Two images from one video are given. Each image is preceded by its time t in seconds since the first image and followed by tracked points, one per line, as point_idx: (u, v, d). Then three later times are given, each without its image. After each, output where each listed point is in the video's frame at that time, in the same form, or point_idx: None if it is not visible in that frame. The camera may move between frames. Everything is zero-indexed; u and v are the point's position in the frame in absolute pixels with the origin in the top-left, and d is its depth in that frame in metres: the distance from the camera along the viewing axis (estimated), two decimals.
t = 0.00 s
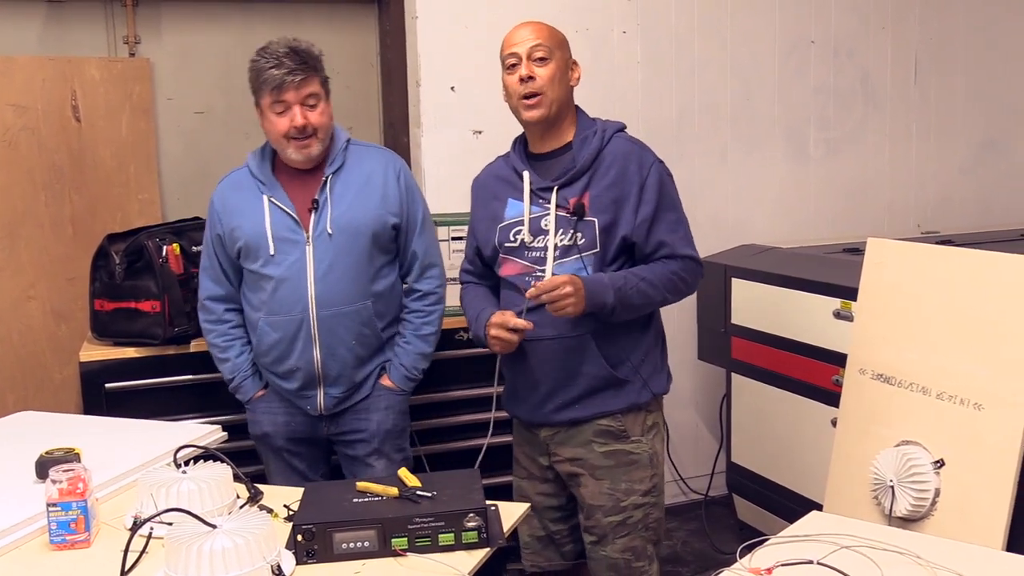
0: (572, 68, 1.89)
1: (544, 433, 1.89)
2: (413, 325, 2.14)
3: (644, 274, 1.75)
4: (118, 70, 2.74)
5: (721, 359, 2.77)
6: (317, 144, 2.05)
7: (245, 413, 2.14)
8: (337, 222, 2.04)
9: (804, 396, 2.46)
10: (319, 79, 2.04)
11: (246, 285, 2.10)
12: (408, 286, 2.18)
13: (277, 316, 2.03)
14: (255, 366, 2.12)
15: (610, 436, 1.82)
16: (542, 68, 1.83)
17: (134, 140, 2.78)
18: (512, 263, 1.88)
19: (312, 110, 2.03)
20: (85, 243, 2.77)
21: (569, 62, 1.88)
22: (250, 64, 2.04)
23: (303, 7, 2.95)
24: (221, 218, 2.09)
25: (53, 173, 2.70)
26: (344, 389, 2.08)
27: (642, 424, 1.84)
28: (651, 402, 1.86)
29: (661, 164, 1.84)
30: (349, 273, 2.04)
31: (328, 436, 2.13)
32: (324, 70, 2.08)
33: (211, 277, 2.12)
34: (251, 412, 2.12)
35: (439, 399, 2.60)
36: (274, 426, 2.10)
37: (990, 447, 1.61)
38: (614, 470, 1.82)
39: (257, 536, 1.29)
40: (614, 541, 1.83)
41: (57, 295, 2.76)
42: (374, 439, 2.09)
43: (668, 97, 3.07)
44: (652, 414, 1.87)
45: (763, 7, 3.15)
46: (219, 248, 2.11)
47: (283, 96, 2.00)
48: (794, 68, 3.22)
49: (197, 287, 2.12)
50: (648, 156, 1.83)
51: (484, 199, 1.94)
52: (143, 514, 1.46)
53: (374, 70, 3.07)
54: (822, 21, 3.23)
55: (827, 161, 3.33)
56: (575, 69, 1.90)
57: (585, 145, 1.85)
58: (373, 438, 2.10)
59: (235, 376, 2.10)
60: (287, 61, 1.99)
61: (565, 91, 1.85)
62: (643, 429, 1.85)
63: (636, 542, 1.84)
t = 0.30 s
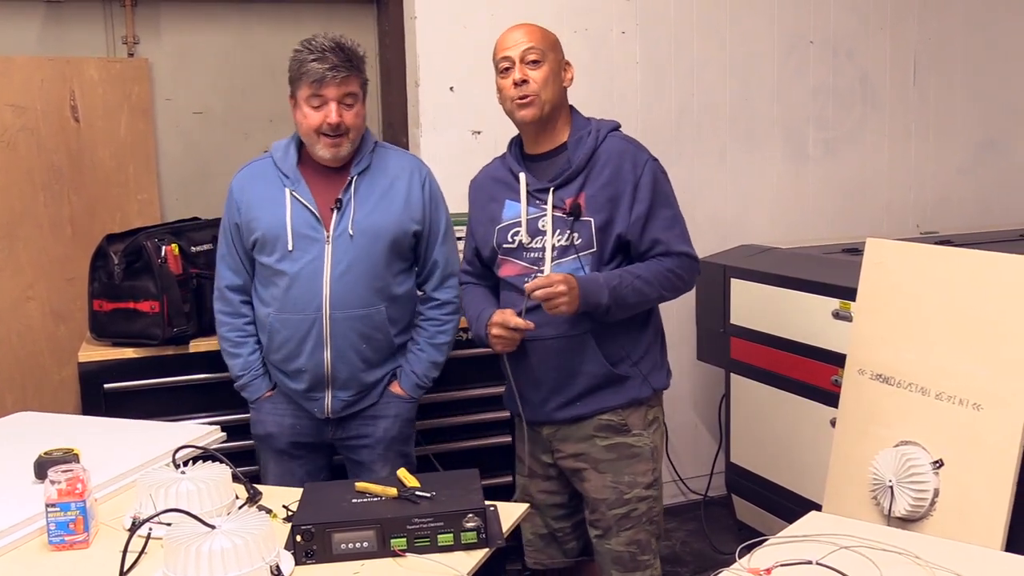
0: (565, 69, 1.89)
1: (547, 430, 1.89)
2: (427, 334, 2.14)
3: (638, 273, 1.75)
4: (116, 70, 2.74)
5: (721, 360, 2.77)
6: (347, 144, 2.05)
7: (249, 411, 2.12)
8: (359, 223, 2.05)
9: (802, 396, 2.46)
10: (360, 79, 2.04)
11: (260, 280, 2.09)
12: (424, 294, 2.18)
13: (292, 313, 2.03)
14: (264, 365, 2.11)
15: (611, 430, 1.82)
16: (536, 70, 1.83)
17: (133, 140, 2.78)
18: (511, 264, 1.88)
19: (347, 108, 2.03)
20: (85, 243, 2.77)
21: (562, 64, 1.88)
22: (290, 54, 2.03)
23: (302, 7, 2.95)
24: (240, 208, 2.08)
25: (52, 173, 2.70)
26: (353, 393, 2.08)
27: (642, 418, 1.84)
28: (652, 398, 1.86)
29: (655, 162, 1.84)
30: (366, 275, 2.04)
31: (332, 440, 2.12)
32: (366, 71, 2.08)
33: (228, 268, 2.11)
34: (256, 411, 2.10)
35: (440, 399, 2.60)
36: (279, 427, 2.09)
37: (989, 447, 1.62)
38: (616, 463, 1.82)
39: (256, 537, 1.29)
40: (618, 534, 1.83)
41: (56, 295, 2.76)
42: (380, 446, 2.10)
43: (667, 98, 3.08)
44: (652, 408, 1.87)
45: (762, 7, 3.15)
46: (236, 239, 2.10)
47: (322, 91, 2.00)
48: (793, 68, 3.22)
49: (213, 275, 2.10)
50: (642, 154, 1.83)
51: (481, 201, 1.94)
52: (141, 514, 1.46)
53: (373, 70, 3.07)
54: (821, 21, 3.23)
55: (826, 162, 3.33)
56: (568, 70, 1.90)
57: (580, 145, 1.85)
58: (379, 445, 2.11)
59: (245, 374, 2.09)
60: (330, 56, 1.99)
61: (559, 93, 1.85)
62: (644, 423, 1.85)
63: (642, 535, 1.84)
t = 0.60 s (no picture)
0: (561, 69, 1.89)
1: (551, 428, 1.90)
2: (427, 340, 2.13)
3: (638, 268, 1.75)
4: (116, 70, 2.74)
5: (721, 360, 2.77)
6: (354, 145, 2.05)
7: (244, 403, 2.12)
8: (360, 225, 2.04)
9: (802, 396, 2.46)
10: (371, 81, 2.04)
11: (261, 276, 2.10)
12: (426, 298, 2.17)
13: (291, 311, 2.03)
14: (262, 359, 2.11)
15: (614, 423, 1.82)
16: (533, 72, 1.83)
17: (133, 140, 2.78)
18: (512, 264, 1.88)
19: (356, 109, 2.03)
20: (85, 243, 2.77)
21: (558, 65, 1.88)
22: (303, 51, 2.03)
23: (301, 7, 2.95)
24: (243, 202, 2.09)
25: (52, 173, 2.70)
26: (349, 394, 2.07)
27: (646, 411, 1.84)
28: (655, 392, 1.86)
29: (652, 158, 1.83)
30: (366, 277, 2.04)
31: (325, 439, 2.12)
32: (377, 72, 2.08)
33: (229, 261, 2.12)
34: (251, 403, 2.10)
35: (441, 399, 2.60)
36: (273, 421, 2.08)
37: (989, 447, 1.61)
38: (620, 454, 1.82)
39: (256, 536, 1.29)
40: (622, 524, 1.82)
41: (56, 296, 2.76)
42: (373, 449, 2.10)
43: (667, 98, 3.07)
44: (656, 402, 1.86)
45: (762, 7, 3.15)
46: (238, 232, 2.11)
47: (331, 90, 2.00)
48: (793, 68, 3.22)
49: (214, 267, 2.11)
50: (640, 152, 1.83)
51: (481, 202, 1.94)
52: (141, 514, 1.46)
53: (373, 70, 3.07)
54: (821, 20, 3.23)
55: (826, 162, 3.33)
56: (564, 72, 1.90)
57: (577, 145, 1.85)
58: (372, 448, 2.11)
59: (242, 366, 2.09)
60: (342, 56, 1.99)
61: (556, 94, 1.85)
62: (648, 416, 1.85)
63: (647, 526, 1.83)
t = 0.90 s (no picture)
0: (564, 70, 1.89)
1: (553, 428, 1.90)
2: (407, 336, 2.13)
3: (638, 268, 1.74)
4: (117, 70, 2.73)
5: (721, 359, 2.77)
6: (325, 140, 2.05)
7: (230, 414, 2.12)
8: (338, 221, 2.05)
9: (802, 396, 2.46)
10: (341, 74, 2.06)
11: (238, 281, 2.09)
12: (404, 294, 2.18)
13: (271, 314, 2.03)
14: (242, 367, 2.11)
15: (615, 421, 1.82)
16: (535, 70, 1.83)
17: (133, 140, 2.78)
18: (515, 264, 1.88)
19: (325, 103, 2.04)
20: (85, 243, 2.77)
21: (561, 66, 1.89)
22: (273, 46, 2.04)
23: (301, 7, 2.95)
24: (216, 209, 2.08)
25: (52, 173, 2.70)
26: (335, 393, 2.08)
27: (647, 411, 1.84)
28: (657, 392, 1.85)
29: (654, 157, 1.84)
30: (346, 274, 2.05)
31: (315, 441, 2.13)
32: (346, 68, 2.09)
33: (204, 270, 2.11)
34: (237, 414, 2.10)
35: (442, 399, 2.61)
36: (262, 430, 2.09)
37: (989, 447, 1.62)
38: (617, 453, 1.82)
39: (256, 536, 1.29)
40: (612, 522, 1.82)
41: (57, 295, 2.76)
42: (363, 449, 2.10)
43: (667, 98, 3.07)
44: (657, 403, 1.86)
45: (762, 7, 3.15)
46: (212, 241, 2.10)
47: (302, 83, 2.01)
48: (793, 68, 3.22)
49: (190, 277, 2.10)
50: (641, 150, 1.83)
51: (482, 203, 1.94)
52: (141, 514, 1.46)
53: (373, 70, 3.07)
54: (821, 20, 3.23)
55: (826, 162, 3.33)
56: (567, 73, 1.90)
57: (579, 144, 1.85)
58: (362, 447, 2.11)
59: (223, 376, 2.09)
60: (312, 50, 2.01)
61: (558, 93, 1.85)
62: (649, 417, 1.84)
63: (638, 526, 1.83)
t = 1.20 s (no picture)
0: (567, 71, 1.90)
1: (555, 428, 1.90)
2: (391, 322, 2.18)
3: (643, 272, 1.74)
4: (118, 69, 2.74)
5: (723, 359, 2.77)
6: (295, 139, 2.06)
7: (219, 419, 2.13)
8: (318, 217, 2.06)
9: (804, 396, 2.46)
10: (300, 71, 2.06)
11: (217, 287, 2.09)
12: (381, 283, 2.21)
13: (256, 316, 2.03)
14: (226, 372, 2.11)
15: (617, 423, 1.82)
16: (537, 72, 1.83)
17: (135, 140, 2.78)
18: (519, 265, 1.88)
19: (291, 103, 2.04)
20: (86, 243, 2.77)
21: (563, 68, 1.88)
22: (227, 55, 2.03)
23: (303, 6, 2.95)
24: (191, 218, 2.07)
25: (54, 173, 2.70)
26: (324, 389, 2.10)
27: (649, 413, 1.84)
28: (660, 393, 1.85)
29: (659, 158, 1.83)
30: (331, 269, 2.06)
31: (308, 438, 2.15)
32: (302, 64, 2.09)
33: (179, 281, 2.09)
34: (227, 418, 2.11)
35: (444, 399, 2.61)
36: (253, 431, 2.11)
37: (990, 447, 1.61)
38: (618, 455, 1.82)
39: (258, 536, 1.29)
40: (611, 524, 1.82)
41: (58, 295, 2.76)
42: (356, 442, 2.12)
43: (669, 98, 3.07)
44: (660, 404, 1.86)
45: (763, 7, 3.15)
46: (188, 251, 2.09)
47: (266, 87, 2.00)
48: (794, 68, 3.22)
49: (163, 290, 2.09)
50: (646, 151, 1.83)
51: (485, 203, 1.94)
52: (143, 514, 1.46)
53: (374, 70, 3.07)
54: (823, 20, 3.23)
55: (827, 161, 3.33)
56: (569, 74, 1.90)
57: (585, 145, 1.85)
58: (356, 440, 2.13)
59: (207, 383, 2.09)
60: (268, 51, 2.00)
61: (561, 95, 1.85)
62: (651, 419, 1.84)
63: (635, 528, 1.83)
